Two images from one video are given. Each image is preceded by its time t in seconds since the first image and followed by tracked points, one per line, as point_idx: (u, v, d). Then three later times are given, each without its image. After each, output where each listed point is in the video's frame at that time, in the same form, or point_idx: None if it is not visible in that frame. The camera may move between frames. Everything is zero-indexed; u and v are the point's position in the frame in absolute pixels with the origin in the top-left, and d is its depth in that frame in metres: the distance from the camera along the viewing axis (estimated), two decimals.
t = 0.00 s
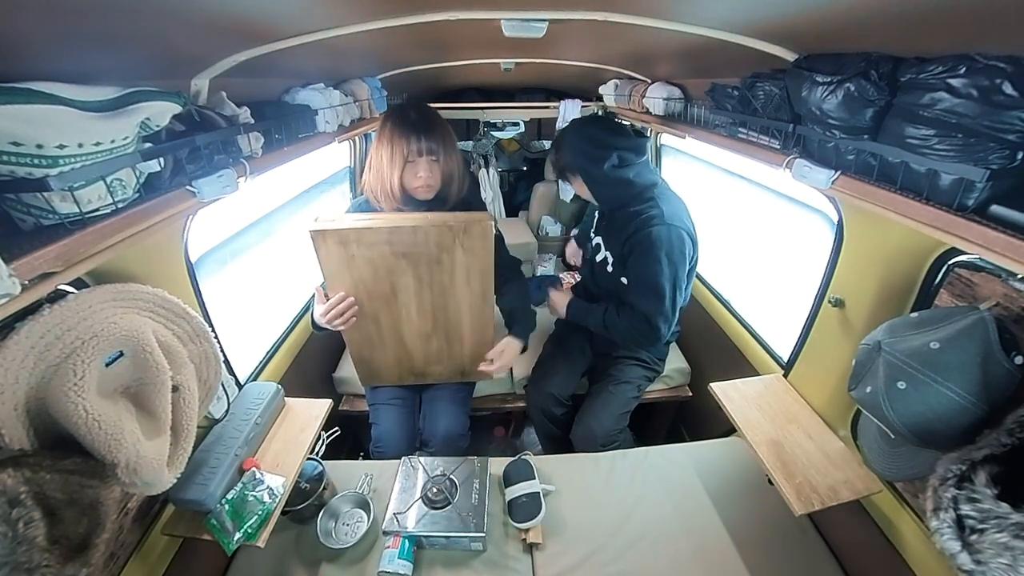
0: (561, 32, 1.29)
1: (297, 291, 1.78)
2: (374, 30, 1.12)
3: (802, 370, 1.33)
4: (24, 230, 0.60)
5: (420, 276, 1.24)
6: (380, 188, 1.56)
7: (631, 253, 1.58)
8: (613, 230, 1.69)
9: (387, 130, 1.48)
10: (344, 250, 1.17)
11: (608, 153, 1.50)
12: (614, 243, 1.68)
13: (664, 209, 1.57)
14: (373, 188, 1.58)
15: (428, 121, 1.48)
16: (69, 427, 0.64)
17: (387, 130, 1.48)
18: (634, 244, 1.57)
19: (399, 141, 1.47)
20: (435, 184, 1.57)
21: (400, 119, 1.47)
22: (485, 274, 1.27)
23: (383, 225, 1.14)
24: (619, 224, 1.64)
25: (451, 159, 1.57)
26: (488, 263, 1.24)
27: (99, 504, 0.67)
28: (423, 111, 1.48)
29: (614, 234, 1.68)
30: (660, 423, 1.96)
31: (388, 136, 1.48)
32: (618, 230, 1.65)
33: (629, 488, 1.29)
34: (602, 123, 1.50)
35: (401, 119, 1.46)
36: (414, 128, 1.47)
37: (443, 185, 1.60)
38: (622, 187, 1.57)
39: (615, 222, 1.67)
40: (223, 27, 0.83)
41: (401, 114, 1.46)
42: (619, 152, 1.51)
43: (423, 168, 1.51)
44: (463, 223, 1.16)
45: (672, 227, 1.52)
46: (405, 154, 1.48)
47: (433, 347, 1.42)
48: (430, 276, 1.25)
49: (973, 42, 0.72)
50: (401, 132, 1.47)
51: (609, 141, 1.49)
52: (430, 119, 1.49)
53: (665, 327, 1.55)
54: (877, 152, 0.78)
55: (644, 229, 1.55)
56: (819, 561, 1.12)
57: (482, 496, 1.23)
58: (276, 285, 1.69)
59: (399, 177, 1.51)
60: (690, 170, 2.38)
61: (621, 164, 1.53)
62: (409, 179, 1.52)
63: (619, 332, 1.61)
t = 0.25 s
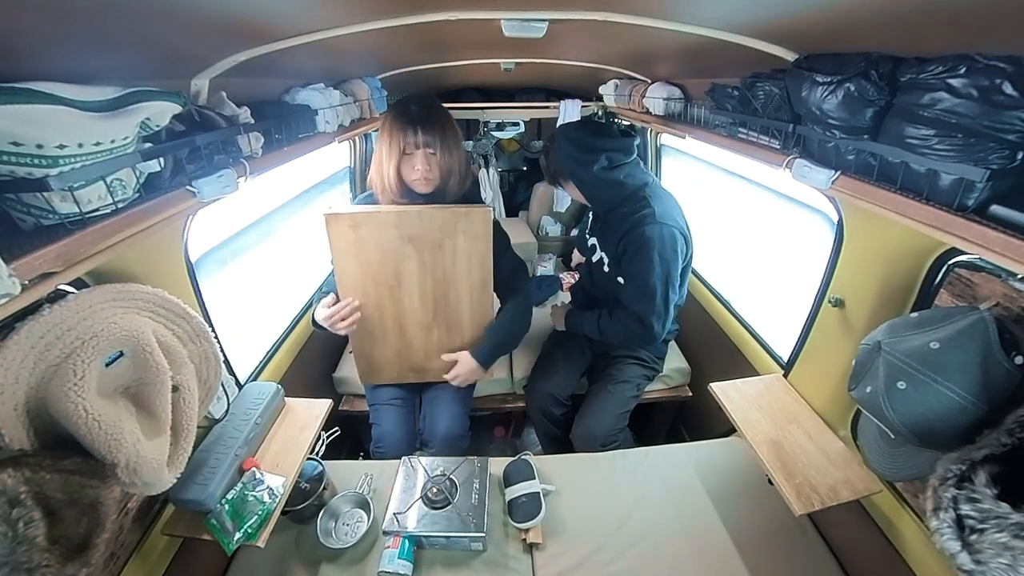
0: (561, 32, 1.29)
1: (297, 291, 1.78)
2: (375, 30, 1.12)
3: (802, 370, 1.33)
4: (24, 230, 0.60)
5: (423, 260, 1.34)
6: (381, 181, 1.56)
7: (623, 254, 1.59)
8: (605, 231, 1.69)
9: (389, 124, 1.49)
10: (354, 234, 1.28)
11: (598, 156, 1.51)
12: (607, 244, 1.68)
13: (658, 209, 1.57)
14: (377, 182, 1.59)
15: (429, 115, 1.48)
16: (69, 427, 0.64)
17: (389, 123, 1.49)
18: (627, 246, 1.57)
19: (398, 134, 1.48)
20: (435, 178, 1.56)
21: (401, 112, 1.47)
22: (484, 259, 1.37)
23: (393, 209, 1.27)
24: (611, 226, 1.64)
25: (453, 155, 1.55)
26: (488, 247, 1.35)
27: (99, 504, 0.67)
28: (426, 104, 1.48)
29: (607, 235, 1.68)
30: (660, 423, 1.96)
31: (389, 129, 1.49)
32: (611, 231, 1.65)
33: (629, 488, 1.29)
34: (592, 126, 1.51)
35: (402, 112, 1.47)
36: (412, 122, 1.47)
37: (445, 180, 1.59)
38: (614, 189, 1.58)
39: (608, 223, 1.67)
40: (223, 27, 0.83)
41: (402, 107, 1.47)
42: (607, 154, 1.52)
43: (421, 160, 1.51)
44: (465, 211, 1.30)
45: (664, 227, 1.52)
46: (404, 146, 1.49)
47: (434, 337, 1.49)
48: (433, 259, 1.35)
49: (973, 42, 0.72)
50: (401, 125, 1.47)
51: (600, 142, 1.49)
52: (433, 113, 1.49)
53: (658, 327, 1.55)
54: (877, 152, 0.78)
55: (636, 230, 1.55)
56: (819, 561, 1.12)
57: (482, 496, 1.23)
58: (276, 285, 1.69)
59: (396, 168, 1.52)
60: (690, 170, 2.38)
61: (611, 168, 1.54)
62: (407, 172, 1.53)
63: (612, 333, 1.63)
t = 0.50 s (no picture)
0: (561, 32, 1.29)
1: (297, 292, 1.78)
2: (375, 30, 1.12)
3: (802, 370, 1.33)
4: (24, 230, 0.60)
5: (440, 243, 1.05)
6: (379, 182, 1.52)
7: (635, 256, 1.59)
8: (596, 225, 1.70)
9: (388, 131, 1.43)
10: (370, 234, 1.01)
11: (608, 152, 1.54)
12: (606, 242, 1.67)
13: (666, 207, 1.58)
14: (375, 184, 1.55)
15: (427, 124, 1.41)
16: (69, 427, 0.64)
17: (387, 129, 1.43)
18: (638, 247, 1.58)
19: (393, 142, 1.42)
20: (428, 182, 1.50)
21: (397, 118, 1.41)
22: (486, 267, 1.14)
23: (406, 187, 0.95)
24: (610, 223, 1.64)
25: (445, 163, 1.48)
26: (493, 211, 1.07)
27: (99, 504, 0.67)
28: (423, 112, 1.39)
29: (603, 233, 1.68)
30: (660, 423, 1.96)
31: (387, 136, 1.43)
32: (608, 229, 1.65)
33: (629, 488, 1.29)
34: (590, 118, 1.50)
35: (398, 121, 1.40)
36: (407, 132, 1.40)
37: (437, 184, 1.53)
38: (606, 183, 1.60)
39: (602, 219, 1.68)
40: (223, 27, 0.83)
41: (400, 114, 1.40)
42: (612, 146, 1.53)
43: (416, 168, 1.45)
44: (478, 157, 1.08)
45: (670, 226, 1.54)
46: (399, 154, 1.43)
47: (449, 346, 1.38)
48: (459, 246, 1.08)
49: (973, 42, 0.72)
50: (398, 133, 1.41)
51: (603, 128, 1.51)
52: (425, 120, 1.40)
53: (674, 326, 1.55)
54: (877, 152, 0.78)
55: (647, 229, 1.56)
56: (819, 561, 1.12)
57: (482, 496, 1.23)
58: (275, 285, 1.69)
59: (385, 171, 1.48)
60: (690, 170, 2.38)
61: (619, 163, 1.56)
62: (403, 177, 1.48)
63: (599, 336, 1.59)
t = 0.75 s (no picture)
0: (561, 32, 1.29)
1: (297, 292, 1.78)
2: (375, 30, 1.12)
3: (802, 370, 1.33)
4: (24, 230, 0.60)
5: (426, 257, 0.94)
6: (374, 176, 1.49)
7: (641, 245, 1.59)
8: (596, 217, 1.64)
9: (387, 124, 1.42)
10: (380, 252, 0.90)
11: (615, 143, 1.46)
12: (607, 235, 1.64)
13: (667, 194, 1.58)
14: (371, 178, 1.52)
15: (430, 119, 1.41)
16: (69, 427, 0.64)
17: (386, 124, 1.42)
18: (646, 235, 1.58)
19: (394, 136, 1.41)
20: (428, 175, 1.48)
21: (399, 113, 1.41)
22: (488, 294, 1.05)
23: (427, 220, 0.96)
24: (613, 213, 1.61)
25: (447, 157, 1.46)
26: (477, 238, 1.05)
27: (99, 504, 0.67)
28: (426, 108, 1.40)
29: (608, 227, 1.63)
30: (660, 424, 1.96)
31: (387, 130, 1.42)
32: (610, 221, 1.62)
33: (629, 488, 1.29)
34: (590, 110, 1.43)
35: (400, 116, 1.40)
36: (410, 126, 1.39)
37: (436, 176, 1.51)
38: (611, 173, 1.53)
39: (605, 212, 1.62)
40: (223, 27, 0.83)
41: (403, 110, 1.40)
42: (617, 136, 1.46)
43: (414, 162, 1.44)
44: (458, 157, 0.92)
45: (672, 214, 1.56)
46: (398, 148, 1.43)
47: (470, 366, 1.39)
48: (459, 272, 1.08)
49: (973, 42, 0.72)
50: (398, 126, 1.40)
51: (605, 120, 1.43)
52: (429, 114, 1.41)
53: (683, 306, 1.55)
54: (877, 152, 0.78)
55: (652, 220, 1.57)
56: (819, 561, 1.12)
57: (482, 496, 1.23)
58: (275, 285, 1.69)
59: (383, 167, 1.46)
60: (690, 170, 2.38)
61: (628, 151, 1.49)
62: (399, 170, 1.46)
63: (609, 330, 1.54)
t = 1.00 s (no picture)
0: (561, 32, 1.29)
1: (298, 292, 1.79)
2: (375, 30, 1.12)
3: (802, 370, 1.32)
4: (24, 230, 0.60)
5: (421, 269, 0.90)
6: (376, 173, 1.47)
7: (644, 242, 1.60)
8: (600, 212, 1.64)
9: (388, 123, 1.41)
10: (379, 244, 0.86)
11: (617, 143, 1.45)
12: (610, 233, 1.63)
13: (667, 190, 1.58)
14: (372, 176, 1.49)
15: (431, 117, 1.41)
16: (70, 427, 0.64)
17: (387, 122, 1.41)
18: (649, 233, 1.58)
19: (395, 133, 1.40)
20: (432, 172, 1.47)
21: (400, 111, 1.40)
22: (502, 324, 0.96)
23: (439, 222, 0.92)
24: (615, 211, 1.61)
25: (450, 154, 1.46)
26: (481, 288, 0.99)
27: (99, 504, 0.67)
28: (426, 107, 1.41)
29: (611, 224, 1.63)
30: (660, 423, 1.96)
31: (388, 129, 1.41)
32: (613, 219, 1.62)
33: (629, 488, 1.29)
34: (593, 112, 1.40)
35: (402, 113, 1.39)
36: (413, 122, 1.39)
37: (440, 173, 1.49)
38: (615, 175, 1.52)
39: (608, 210, 1.62)
40: (222, 27, 0.83)
41: (404, 109, 1.39)
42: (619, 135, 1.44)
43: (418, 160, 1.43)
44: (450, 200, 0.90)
45: (673, 210, 1.56)
46: (400, 145, 1.41)
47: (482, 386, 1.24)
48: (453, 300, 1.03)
49: (973, 42, 0.72)
50: (400, 124, 1.39)
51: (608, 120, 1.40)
52: (429, 113, 1.41)
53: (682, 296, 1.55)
54: (876, 152, 0.78)
55: (654, 219, 1.57)
56: (819, 561, 1.12)
57: (482, 496, 1.23)
58: (275, 285, 1.69)
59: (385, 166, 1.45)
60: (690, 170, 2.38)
61: (629, 152, 1.47)
62: (401, 168, 1.44)
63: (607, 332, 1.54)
